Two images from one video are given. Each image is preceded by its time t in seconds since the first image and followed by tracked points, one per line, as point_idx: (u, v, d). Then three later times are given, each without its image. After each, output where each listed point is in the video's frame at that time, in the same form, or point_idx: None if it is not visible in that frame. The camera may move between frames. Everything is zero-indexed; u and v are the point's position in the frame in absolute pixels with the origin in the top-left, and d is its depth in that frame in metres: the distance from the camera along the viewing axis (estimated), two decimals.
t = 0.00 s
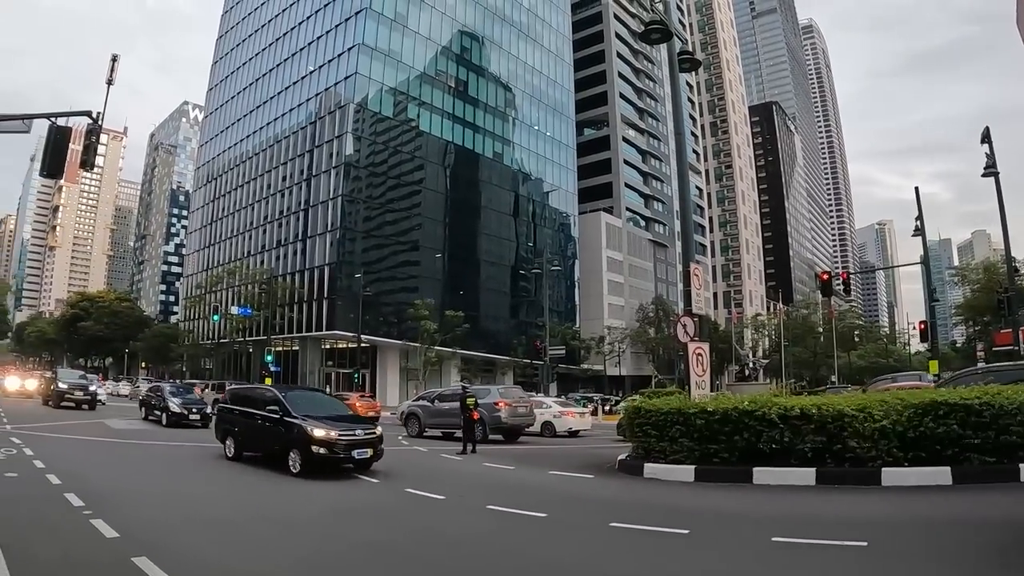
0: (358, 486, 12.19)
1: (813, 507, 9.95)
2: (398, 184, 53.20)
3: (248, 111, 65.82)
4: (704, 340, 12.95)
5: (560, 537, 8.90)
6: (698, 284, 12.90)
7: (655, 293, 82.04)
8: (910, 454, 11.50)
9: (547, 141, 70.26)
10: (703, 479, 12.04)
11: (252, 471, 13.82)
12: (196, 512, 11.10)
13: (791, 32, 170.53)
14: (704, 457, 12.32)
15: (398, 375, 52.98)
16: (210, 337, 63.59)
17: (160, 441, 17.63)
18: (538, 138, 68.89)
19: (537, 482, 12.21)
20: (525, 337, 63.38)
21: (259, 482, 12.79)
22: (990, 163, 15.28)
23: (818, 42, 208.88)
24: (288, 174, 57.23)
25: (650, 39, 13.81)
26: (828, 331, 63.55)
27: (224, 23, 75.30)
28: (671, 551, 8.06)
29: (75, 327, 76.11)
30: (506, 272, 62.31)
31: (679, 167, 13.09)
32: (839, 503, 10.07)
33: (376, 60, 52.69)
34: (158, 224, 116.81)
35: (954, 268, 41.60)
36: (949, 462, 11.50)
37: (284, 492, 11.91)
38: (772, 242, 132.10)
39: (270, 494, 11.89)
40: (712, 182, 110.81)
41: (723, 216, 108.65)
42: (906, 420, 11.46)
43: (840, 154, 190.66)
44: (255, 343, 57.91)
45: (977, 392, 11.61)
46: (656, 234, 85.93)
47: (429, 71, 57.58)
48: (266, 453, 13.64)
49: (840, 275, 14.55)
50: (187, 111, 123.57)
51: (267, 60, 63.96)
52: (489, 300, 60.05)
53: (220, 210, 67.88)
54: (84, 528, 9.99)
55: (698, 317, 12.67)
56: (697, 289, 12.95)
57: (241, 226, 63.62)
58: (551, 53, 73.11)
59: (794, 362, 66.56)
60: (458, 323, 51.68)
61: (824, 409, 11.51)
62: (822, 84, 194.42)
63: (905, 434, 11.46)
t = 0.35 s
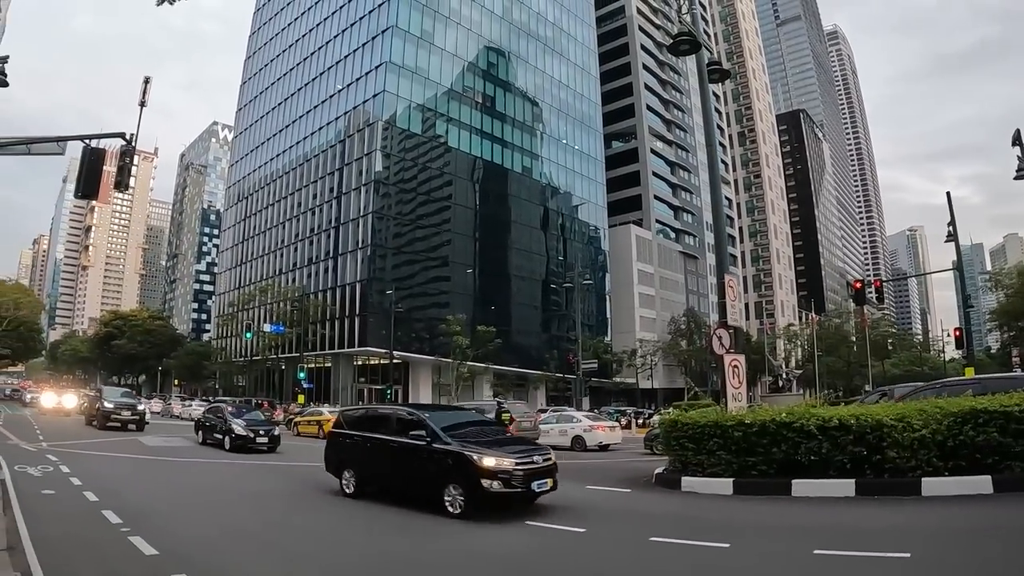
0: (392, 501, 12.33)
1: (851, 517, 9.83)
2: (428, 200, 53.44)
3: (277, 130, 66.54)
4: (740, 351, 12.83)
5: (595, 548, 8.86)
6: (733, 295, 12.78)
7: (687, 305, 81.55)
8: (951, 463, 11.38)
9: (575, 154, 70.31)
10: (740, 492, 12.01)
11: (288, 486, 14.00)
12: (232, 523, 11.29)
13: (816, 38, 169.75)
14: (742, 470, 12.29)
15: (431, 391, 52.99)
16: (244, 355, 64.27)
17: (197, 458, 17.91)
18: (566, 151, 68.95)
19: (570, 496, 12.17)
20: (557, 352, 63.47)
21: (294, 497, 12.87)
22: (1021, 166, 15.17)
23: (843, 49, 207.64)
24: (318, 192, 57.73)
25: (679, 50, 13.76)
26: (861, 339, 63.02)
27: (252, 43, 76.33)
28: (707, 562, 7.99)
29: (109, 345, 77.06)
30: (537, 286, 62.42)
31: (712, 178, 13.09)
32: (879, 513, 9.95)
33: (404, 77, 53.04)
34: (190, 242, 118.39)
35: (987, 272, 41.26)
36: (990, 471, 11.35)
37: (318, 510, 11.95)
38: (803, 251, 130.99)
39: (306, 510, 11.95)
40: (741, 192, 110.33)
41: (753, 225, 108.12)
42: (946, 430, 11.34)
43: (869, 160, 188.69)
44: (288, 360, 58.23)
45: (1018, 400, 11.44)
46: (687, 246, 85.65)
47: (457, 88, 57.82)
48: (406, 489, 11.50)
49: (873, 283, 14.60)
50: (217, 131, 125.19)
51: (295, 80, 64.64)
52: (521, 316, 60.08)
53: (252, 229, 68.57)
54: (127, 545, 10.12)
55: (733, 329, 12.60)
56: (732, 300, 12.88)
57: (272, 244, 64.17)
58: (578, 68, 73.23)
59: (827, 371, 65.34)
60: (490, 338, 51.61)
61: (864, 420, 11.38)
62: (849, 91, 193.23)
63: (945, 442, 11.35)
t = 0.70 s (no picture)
0: (417, 515, 12.40)
1: (883, 524, 9.78)
2: (450, 216, 53.58)
3: (298, 148, 67.04)
4: (768, 364, 12.51)
5: (624, 555, 8.87)
6: (760, 308, 12.80)
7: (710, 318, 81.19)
8: (982, 472, 11.29)
9: (596, 167, 70.30)
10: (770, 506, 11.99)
11: (314, 501, 14.13)
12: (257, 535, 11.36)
13: (835, 46, 169.32)
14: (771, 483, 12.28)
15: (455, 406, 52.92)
16: (267, 371, 64.76)
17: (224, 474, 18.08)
18: (586, 164, 68.96)
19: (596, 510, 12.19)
20: (580, 366, 63.46)
21: (320, 513, 12.93)
22: None
23: (862, 56, 206.81)
24: (340, 209, 58.06)
25: (701, 62, 13.67)
26: (886, 347, 63.00)
27: (273, 62, 76.98)
28: (737, 567, 7.99)
29: (135, 362, 77.92)
30: (560, 301, 62.49)
31: (737, 190, 13.08)
32: (911, 522, 9.89)
33: (424, 93, 53.25)
34: (213, 260, 119.49)
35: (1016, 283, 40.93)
36: None
37: (342, 524, 11.97)
38: (826, 260, 130.11)
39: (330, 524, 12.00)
40: (762, 203, 110.02)
41: (774, 235, 107.63)
42: (977, 439, 11.26)
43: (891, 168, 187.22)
44: (312, 377, 58.50)
45: None
46: (709, 258, 85.37)
47: (476, 103, 58.01)
48: (613, 527, 9.01)
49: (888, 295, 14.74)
50: (239, 149, 126.25)
51: (316, 98, 65.09)
52: (543, 330, 60.15)
53: (274, 247, 69.03)
54: (142, 555, 10.06)
55: (760, 341, 12.44)
56: (759, 312, 12.80)
57: (295, 261, 64.54)
58: (597, 81, 73.28)
59: (852, 382, 65.07)
60: (513, 353, 51.63)
61: (894, 430, 11.33)
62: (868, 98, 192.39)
63: (976, 452, 11.29)
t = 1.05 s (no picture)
0: (431, 524, 12.39)
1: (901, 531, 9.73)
2: (459, 223, 53.65)
3: (307, 155, 67.25)
4: (781, 370, 12.59)
5: (639, 564, 8.82)
6: (772, 312, 12.81)
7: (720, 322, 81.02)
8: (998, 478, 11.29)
9: (604, 172, 70.23)
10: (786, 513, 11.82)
11: (326, 509, 14.09)
12: (269, 542, 11.36)
13: (842, 49, 168.95)
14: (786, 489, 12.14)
15: (465, 413, 52.90)
16: (277, 378, 64.90)
17: (234, 482, 18.08)
18: (594, 169, 68.91)
19: (611, 518, 12.18)
20: (591, 372, 63.43)
21: (332, 521, 12.90)
22: None
23: (869, 58, 206.42)
24: (349, 217, 58.20)
25: (710, 67, 13.67)
26: (896, 351, 63.65)
27: (281, 70, 77.19)
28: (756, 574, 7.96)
29: (144, 369, 78.26)
30: (569, 307, 62.53)
31: (748, 195, 13.09)
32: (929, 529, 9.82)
33: (433, 100, 53.34)
34: (222, 268, 119.96)
35: None
36: None
37: (355, 533, 11.92)
38: (835, 264, 129.90)
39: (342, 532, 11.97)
40: (771, 208, 109.84)
41: (784, 240, 107.55)
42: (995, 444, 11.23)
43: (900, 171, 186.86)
44: (322, 384, 58.60)
45: None
46: (718, 263, 85.21)
47: (485, 109, 58.10)
48: (931, 545, 7.09)
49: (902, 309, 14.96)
50: (248, 157, 126.62)
51: (324, 106, 65.28)
52: (554, 337, 60.18)
53: (284, 254, 69.22)
54: (155, 563, 10.04)
55: (773, 346, 12.50)
56: (771, 318, 12.83)
57: (304, 269, 64.69)
58: (604, 85, 73.26)
59: (863, 387, 65.48)
60: (523, 360, 51.64)
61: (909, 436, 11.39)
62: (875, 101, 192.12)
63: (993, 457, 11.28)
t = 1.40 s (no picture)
0: (438, 526, 12.45)
1: (910, 533, 9.74)
2: (465, 226, 53.68)
3: (313, 159, 67.38)
4: (789, 373, 12.57)
5: (646, 566, 8.85)
6: (780, 317, 12.82)
7: (726, 325, 80.99)
8: (1007, 479, 11.32)
9: (609, 174, 70.17)
10: (795, 516, 11.77)
11: (335, 512, 14.15)
12: (279, 545, 11.41)
13: (847, 50, 168.89)
14: (795, 492, 12.16)
15: (471, 416, 52.91)
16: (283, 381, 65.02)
17: (243, 486, 18.16)
18: (599, 171, 68.85)
19: (621, 521, 12.23)
20: (597, 375, 63.47)
21: (339, 524, 12.95)
22: None
23: (874, 59, 206.19)
24: (356, 220, 58.29)
25: (718, 70, 13.64)
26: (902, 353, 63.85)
27: (287, 75, 77.30)
28: None
29: (151, 373, 78.64)
30: (575, 310, 62.57)
31: (757, 199, 13.06)
32: (938, 531, 9.82)
33: (438, 104, 53.42)
34: (228, 272, 120.35)
35: None
36: None
37: (362, 535, 11.95)
38: (841, 266, 129.87)
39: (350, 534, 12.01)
40: (777, 210, 109.88)
41: (789, 242, 107.68)
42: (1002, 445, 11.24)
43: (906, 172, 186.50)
44: (328, 388, 58.73)
45: None
46: (724, 265, 85.16)
47: (490, 112, 58.11)
48: None
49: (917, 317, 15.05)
50: (253, 161, 126.72)
51: (330, 110, 65.38)
52: (560, 341, 60.24)
53: (290, 258, 69.37)
54: (165, 567, 10.12)
55: (783, 349, 12.35)
56: (780, 321, 12.78)
57: (310, 273, 64.80)
58: (609, 87, 73.20)
59: (871, 389, 65.48)
60: (530, 363, 51.70)
61: (918, 438, 11.34)
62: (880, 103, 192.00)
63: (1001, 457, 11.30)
